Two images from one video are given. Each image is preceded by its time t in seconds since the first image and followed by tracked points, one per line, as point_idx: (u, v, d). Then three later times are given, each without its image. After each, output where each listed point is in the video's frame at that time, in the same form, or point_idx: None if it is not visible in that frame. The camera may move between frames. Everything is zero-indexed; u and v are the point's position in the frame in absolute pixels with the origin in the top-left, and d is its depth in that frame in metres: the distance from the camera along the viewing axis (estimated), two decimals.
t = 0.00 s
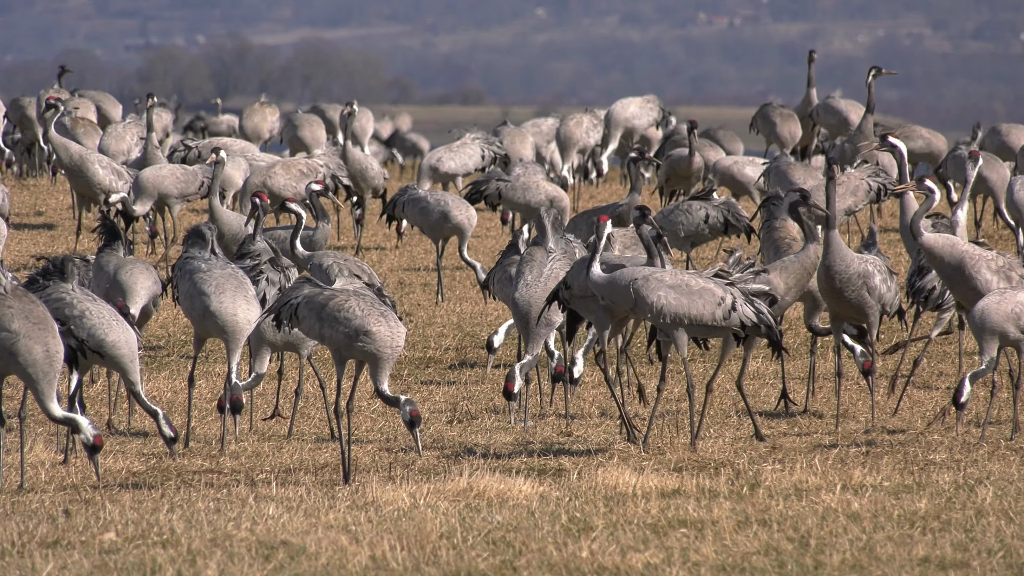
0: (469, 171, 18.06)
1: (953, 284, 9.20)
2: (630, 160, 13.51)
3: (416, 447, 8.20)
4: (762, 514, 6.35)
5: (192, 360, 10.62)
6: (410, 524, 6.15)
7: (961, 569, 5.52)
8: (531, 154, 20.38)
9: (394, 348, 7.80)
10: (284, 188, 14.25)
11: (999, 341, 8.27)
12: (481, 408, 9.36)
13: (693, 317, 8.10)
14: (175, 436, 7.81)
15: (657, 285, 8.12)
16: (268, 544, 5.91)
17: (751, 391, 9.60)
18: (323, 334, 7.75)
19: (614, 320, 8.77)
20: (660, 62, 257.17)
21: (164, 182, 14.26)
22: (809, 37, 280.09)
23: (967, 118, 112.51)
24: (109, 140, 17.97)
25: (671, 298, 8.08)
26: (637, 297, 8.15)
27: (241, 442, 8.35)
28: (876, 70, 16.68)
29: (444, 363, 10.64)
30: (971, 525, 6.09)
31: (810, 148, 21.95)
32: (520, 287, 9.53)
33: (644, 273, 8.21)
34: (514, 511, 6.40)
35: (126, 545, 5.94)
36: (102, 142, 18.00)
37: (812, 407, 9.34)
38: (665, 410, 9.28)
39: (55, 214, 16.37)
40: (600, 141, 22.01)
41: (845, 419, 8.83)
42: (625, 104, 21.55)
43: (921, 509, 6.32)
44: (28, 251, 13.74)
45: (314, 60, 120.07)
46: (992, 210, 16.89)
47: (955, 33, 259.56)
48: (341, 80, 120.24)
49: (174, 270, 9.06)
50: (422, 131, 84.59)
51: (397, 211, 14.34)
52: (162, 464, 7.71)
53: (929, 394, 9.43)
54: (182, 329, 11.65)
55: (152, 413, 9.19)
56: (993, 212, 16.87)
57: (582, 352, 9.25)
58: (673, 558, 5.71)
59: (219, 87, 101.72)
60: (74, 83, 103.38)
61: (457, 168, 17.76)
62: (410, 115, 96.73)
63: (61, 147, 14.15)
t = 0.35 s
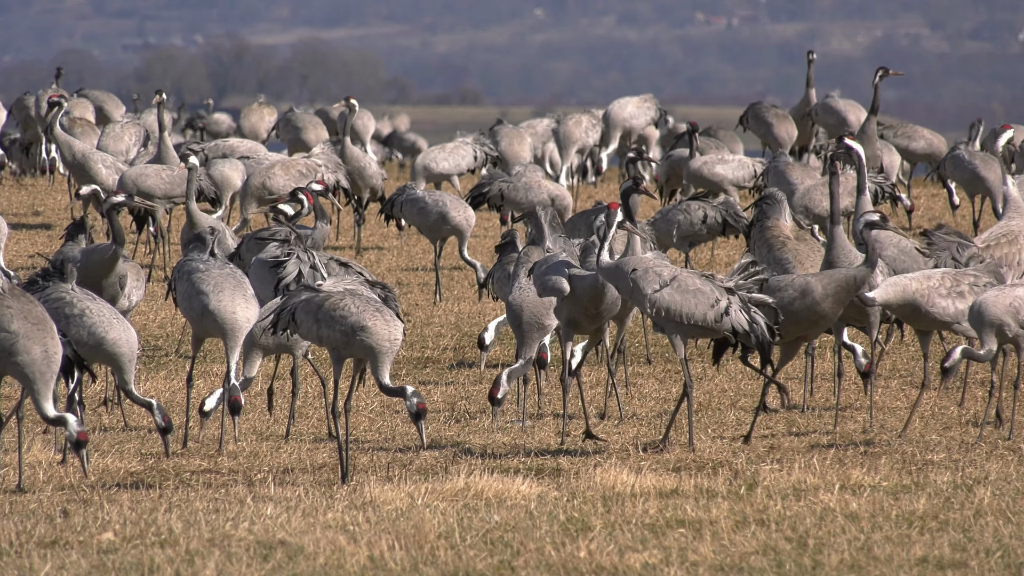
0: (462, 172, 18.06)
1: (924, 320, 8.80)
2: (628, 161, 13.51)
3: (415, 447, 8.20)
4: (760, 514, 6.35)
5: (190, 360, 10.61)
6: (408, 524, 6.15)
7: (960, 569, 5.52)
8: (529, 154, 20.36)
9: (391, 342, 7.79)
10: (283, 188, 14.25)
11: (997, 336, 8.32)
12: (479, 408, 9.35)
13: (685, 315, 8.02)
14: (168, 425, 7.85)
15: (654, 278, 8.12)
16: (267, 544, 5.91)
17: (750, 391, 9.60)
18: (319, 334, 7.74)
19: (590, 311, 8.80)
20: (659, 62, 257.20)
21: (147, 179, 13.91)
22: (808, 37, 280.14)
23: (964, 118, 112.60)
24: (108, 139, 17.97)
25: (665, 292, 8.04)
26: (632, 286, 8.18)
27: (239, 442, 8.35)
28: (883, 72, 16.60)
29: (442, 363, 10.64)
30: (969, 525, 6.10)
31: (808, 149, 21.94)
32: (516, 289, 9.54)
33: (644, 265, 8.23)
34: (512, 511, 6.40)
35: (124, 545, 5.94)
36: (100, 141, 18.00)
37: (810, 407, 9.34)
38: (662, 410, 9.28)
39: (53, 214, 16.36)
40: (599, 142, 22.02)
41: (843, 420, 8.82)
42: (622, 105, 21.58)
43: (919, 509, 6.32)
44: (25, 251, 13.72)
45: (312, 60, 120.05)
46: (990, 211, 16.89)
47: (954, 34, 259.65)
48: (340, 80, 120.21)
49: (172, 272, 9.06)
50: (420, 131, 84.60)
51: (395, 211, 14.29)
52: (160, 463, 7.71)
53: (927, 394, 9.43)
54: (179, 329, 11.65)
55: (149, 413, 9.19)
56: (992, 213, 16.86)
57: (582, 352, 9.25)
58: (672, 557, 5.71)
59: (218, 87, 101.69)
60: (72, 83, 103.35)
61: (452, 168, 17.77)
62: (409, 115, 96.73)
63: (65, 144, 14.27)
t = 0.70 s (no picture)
0: (459, 172, 18.07)
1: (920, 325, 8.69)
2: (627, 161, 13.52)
3: (414, 447, 8.19)
4: (758, 514, 6.35)
5: (188, 360, 10.61)
6: (407, 524, 6.15)
7: (958, 569, 5.52)
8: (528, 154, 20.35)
9: (392, 345, 7.77)
10: (282, 189, 14.25)
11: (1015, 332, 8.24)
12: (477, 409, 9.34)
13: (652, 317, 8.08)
14: (165, 424, 7.85)
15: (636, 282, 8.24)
16: (265, 545, 5.90)
17: (748, 391, 9.61)
18: (319, 334, 7.73)
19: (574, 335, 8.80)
20: (658, 62, 257.23)
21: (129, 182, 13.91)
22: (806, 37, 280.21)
23: (962, 118, 112.62)
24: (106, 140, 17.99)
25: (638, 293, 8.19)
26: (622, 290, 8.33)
27: (237, 442, 8.34)
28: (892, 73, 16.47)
29: (440, 363, 10.64)
30: (967, 524, 6.10)
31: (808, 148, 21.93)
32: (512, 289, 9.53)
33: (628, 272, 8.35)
34: (510, 511, 6.40)
35: (122, 545, 5.93)
36: (99, 142, 18.00)
37: (808, 408, 9.33)
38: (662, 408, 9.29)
39: (52, 214, 16.35)
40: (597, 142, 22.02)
41: (842, 419, 8.83)
42: (620, 105, 21.85)
43: (918, 509, 6.32)
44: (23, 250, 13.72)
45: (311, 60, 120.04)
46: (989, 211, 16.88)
47: (952, 34, 259.76)
48: (339, 80, 120.21)
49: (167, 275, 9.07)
50: (419, 131, 84.62)
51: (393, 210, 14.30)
52: (158, 464, 7.71)
53: (926, 393, 9.43)
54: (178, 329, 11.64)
55: (147, 414, 9.20)
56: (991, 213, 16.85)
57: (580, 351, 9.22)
58: (670, 557, 5.71)
59: (216, 87, 101.67)
60: (71, 82, 103.34)
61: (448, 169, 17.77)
62: (407, 115, 96.72)
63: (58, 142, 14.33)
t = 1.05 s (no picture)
0: (456, 172, 18.07)
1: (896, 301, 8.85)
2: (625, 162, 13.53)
3: (411, 447, 8.19)
4: (756, 514, 6.35)
5: (186, 360, 10.61)
6: (405, 524, 6.15)
7: (956, 569, 5.52)
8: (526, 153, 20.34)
9: (390, 348, 7.79)
10: (281, 190, 14.26)
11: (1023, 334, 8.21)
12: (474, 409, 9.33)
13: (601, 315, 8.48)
14: (162, 423, 7.82)
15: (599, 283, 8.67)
16: (263, 545, 5.90)
17: (745, 391, 9.61)
18: (319, 335, 7.74)
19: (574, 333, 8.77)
20: (656, 62, 257.27)
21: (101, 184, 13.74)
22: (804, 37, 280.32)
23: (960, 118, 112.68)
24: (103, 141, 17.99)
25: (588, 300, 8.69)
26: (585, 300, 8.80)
27: (235, 442, 8.34)
28: (895, 73, 16.41)
29: (438, 363, 10.64)
30: (965, 524, 6.10)
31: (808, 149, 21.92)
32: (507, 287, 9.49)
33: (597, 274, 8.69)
34: (508, 512, 6.40)
35: (120, 545, 5.93)
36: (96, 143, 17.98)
37: (805, 407, 9.34)
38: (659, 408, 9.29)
39: (50, 214, 16.34)
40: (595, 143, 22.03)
41: (838, 418, 8.84)
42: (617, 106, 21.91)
43: (915, 509, 6.32)
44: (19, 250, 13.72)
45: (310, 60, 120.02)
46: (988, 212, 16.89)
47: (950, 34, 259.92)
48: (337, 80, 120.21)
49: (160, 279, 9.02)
50: (417, 131, 84.63)
51: (391, 210, 14.31)
52: (155, 464, 7.71)
53: (923, 393, 9.44)
54: (176, 329, 11.64)
55: (145, 413, 9.20)
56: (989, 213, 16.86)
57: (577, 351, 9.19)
58: (668, 558, 5.71)
59: (214, 87, 101.65)
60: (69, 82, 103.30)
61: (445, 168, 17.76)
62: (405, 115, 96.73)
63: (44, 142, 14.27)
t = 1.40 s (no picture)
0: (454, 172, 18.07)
1: (901, 304, 8.48)
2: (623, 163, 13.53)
3: (409, 447, 8.19)
4: (755, 514, 6.35)
5: (185, 360, 10.61)
6: (403, 524, 6.15)
7: (954, 569, 5.52)
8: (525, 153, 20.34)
9: (388, 346, 7.79)
10: (280, 191, 14.25)
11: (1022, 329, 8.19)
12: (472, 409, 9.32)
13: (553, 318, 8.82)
14: (164, 433, 7.76)
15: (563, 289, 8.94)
16: (261, 545, 5.90)
17: (744, 391, 9.61)
18: (315, 335, 7.73)
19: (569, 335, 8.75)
20: (655, 62, 257.34)
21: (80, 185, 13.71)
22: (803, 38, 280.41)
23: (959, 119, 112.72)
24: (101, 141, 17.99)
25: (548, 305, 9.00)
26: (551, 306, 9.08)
27: (234, 442, 8.34)
28: (891, 73, 16.31)
29: (436, 363, 10.65)
30: (963, 524, 6.10)
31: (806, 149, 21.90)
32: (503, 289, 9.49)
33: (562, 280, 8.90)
34: (507, 512, 6.40)
35: (118, 545, 5.93)
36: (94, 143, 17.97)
37: (803, 407, 9.34)
38: (657, 408, 9.28)
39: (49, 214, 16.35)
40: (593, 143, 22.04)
41: (837, 418, 8.84)
42: (615, 104, 21.96)
43: (914, 509, 6.33)
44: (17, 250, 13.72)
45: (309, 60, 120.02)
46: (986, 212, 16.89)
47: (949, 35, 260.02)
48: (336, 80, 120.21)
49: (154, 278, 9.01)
50: (416, 132, 84.63)
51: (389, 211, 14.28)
52: (154, 464, 7.70)
53: (922, 393, 9.44)
54: (175, 330, 11.64)
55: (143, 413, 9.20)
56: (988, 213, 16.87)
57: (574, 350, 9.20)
58: (666, 558, 5.71)
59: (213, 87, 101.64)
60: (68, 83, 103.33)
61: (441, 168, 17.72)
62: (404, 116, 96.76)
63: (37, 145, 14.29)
